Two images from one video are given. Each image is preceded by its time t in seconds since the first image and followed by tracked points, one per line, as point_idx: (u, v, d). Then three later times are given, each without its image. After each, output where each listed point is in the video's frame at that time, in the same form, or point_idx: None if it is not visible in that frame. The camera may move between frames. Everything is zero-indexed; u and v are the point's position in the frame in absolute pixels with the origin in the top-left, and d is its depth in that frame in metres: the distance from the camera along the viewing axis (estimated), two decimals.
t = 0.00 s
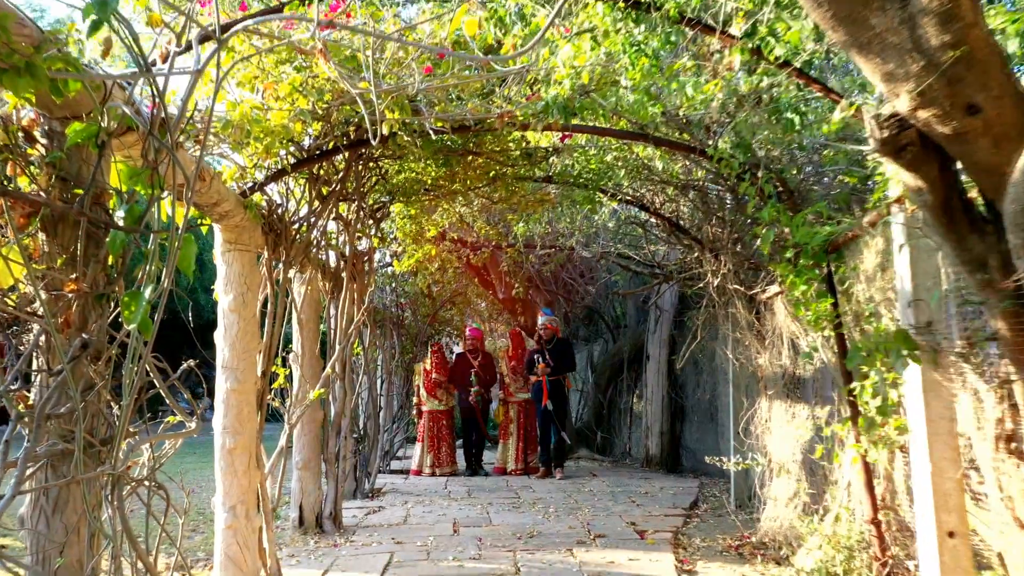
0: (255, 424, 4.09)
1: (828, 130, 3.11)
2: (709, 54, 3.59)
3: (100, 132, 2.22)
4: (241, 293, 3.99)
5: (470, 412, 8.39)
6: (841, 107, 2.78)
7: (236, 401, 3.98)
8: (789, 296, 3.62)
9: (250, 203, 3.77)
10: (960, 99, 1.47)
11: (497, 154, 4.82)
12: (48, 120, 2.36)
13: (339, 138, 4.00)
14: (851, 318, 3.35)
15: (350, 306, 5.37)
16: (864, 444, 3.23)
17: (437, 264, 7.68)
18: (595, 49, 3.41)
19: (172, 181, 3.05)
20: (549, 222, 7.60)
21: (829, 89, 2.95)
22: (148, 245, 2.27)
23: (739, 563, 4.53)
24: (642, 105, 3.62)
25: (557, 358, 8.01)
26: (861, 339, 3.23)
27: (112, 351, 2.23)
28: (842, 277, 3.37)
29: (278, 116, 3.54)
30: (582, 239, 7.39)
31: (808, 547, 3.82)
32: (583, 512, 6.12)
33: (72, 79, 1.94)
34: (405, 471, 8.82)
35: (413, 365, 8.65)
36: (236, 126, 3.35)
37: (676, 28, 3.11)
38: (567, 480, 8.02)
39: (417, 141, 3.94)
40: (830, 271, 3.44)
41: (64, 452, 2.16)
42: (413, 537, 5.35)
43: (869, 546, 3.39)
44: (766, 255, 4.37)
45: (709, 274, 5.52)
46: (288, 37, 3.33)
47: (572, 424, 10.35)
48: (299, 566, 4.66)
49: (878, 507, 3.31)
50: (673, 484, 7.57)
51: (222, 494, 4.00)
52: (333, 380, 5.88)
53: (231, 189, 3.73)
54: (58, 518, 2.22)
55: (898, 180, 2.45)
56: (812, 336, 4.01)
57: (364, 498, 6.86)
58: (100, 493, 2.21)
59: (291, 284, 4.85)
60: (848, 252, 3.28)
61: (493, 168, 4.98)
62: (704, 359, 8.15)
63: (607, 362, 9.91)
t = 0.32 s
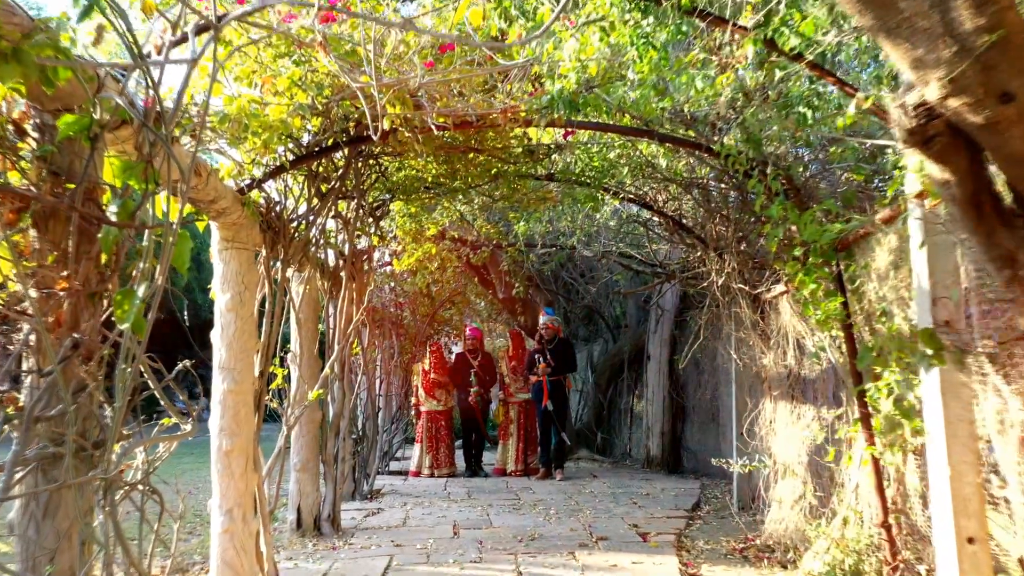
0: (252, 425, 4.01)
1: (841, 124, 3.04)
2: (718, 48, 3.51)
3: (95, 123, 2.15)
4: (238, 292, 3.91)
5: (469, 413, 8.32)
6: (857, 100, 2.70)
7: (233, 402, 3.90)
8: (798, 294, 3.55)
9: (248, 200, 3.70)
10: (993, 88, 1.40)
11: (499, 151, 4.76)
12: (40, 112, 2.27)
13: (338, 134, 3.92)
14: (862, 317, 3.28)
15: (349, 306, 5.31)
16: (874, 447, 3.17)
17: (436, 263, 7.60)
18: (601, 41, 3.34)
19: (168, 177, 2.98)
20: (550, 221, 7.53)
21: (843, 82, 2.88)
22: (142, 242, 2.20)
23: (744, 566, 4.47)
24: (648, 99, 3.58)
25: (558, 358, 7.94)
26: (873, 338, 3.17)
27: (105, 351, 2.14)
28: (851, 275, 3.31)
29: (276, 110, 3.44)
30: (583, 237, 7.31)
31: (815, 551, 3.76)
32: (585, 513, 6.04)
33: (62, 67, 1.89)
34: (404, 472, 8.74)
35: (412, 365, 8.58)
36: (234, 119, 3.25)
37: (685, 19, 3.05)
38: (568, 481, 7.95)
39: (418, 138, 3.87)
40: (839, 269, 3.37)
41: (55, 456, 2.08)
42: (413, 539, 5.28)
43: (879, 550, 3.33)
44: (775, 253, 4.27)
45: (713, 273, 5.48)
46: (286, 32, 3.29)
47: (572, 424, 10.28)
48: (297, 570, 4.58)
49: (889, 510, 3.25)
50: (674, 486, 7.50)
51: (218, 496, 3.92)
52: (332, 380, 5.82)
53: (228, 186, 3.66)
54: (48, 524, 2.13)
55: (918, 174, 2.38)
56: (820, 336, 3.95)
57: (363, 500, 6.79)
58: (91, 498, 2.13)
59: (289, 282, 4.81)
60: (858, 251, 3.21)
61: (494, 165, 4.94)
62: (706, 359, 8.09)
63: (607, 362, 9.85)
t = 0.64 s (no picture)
0: (244, 425, 3.93)
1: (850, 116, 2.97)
2: (721, 40, 3.45)
3: (77, 112, 2.06)
4: (229, 290, 3.83)
5: (465, 413, 8.24)
6: (866, 90, 2.63)
7: (224, 402, 3.82)
8: (801, 292, 3.48)
9: (239, 195, 3.62)
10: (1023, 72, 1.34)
11: (495, 147, 4.68)
12: (22, 102, 2.08)
13: (333, 129, 3.86)
14: (867, 315, 3.24)
15: (344, 305, 5.22)
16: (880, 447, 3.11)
17: (432, 261, 7.53)
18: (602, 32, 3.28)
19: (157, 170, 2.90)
20: (547, 219, 7.47)
21: (852, 73, 2.80)
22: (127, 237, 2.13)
23: (744, 568, 4.41)
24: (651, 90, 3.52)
25: (554, 357, 7.87)
26: (879, 336, 3.11)
27: (88, 349, 2.05)
28: (857, 273, 3.24)
29: (269, 103, 3.38)
30: (580, 236, 7.24)
31: (817, 553, 3.70)
32: (582, 514, 5.97)
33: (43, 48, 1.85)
34: (398, 473, 8.66)
35: (406, 365, 8.50)
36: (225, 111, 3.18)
37: (691, 8, 2.98)
38: (564, 482, 7.89)
39: (414, 132, 3.80)
40: (844, 267, 3.31)
41: (36, 459, 1.97)
42: (407, 541, 5.20)
43: (884, 552, 3.27)
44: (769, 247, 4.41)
45: (712, 271, 5.42)
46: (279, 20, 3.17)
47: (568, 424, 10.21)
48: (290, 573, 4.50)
49: (894, 511, 3.19)
50: (671, 486, 7.44)
51: (209, 499, 3.84)
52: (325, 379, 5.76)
53: (220, 182, 3.59)
54: (29, 529, 2.01)
55: (932, 166, 2.31)
56: (823, 335, 3.89)
57: (357, 501, 6.70)
58: (75, 502, 2.04)
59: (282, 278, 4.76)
60: (864, 247, 3.15)
61: (491, 162, 4.87)
62: (703, 359, 8.03)
63: (603, 361, 9.78)
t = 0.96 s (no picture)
0: (230, 424, 3.82)
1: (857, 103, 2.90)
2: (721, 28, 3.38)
3: (49, 93, 1.95)
4: (215, 285, 3.72)
5: (456, 412, 8.12)
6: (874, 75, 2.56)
7: (209, 400, 3.71)
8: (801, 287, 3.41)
9: (225, 187, 3.51)
10: None
11: (489, 140, 4.59)
12: None
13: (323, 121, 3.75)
14: (870, 311, 3.17)
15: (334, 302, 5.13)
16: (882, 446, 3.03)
17: (423, 258, 7.44)
18: (603, 14, 3.21)
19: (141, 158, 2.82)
20: (539, 215, 7.38)
21: (858, 59, 2.77)
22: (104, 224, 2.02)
23: (740, 569, 4.34)
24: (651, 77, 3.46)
25: (548, 355, 7.82)
26: (881, 332, 3.04)
27: (63, 342, 1.93)
28: (859, 267, 3.16)
29: (255, 90, 3.30)
30: (574, 232, 7.16)
31: (816, 553, 3.62)
32: (575, 514, 5.89)
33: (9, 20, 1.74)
34: (389, 473, 8.55)
35: (397, 364, 8.40)
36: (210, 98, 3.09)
37: None
38: (556, 481, 7.80)
39: (405, 123, 3.69)
40: (845, 261, 3.23)
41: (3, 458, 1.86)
42: (398, 542, 5.10)
43: (887, 553, 3.20)
44: (768, 244, 4.37)
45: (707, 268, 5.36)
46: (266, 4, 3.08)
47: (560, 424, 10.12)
48: None
49: (896, 512, 3.12)
50: (665, 486, 7.36)
51: (193, 500, 3.73)
52: (314, 377, 5.67)
53: (205, 173, 3.48)
54: None
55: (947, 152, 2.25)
56: (823, 332, 3.82)
57: (347, 501, 6.59)
58: (48, 505, 1.94)
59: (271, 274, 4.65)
60: (867, 241, 3.07)
61: (484, 156, 4.78)
62: (697, 358, 7.95)
63: (596, 360, 9.69)
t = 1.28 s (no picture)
0: (213, 425, 3.70)
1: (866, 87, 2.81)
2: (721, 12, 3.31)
3: (15, 73, 1.80)
4: (198, 281, 3.60)
5: (447, 411, 8.05)
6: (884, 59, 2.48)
7: (192, 400, 3.59)
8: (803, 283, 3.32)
9: (209, 180, 3.39)
10: None
11: (481, 134, 4.49)
12: None
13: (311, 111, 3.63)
14: (873, 308, 3.08)
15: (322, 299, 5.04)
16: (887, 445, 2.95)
17: (413, 255, 7.34)
18: None
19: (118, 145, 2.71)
20: (532, 212, 7.29)
21: (864, 43, 2.62)
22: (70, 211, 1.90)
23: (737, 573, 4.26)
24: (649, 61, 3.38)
25: (541, 354, 7.80)
26: (885, 328, 2.96)
27: (29, 336, 1.79)
28: (862, 261, 3.08)
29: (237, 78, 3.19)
30: (567, 229, 7.06)
31: (816, 556, 3.54)
32: (568, 516, 5.80)
33: None
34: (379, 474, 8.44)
35: (387, 363, 8.30)
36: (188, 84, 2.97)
37: None
38: (548, 482, 7.71)
39: (395, 115, 3.58)
40: (847, 256, 3.14)
41: None
42: (387, 545, 4.99)
43: (890, 557, 3.11)
44: (766, 240, 4.30)
45: (703, 265, 5.29)
46: None
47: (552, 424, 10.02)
48: None
49: (900, 514, 3.03)
50: (659, 487, 7.27)
51: (175, 502, 3.61)
52: (302, 376, 5.55)
53: (187, 164, 3.36)
54: None
55: (968, 135, 2.19)
56: (824, 330, 3.73)
57: (336, 503, 6.47)
58: (11, 510, 1.81)
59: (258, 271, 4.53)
60: (871, 235, 2.99)
61: (476, 150, 4.68)
62: (691, 357, 7.88)
63: (588, 359, 9.58)
